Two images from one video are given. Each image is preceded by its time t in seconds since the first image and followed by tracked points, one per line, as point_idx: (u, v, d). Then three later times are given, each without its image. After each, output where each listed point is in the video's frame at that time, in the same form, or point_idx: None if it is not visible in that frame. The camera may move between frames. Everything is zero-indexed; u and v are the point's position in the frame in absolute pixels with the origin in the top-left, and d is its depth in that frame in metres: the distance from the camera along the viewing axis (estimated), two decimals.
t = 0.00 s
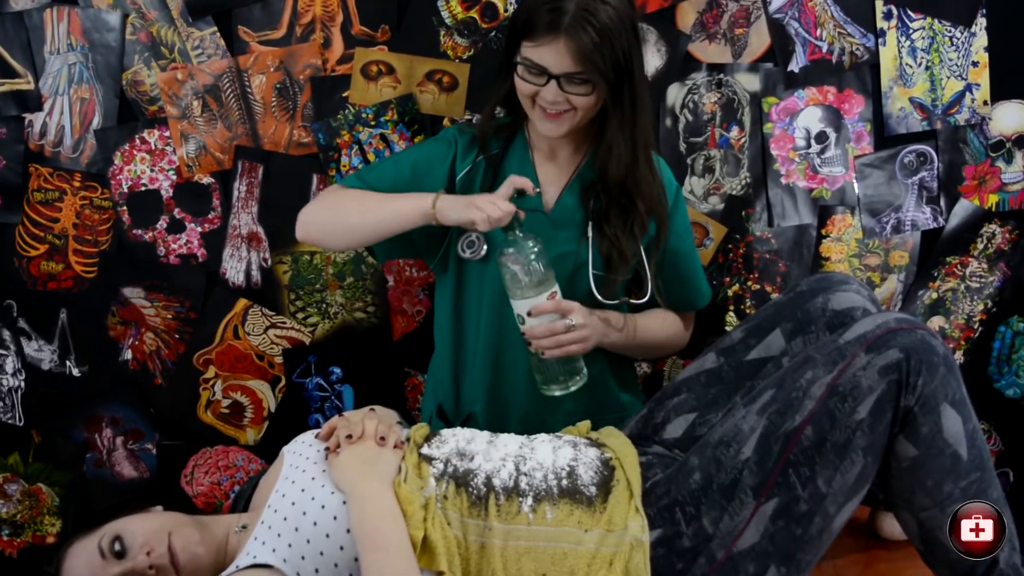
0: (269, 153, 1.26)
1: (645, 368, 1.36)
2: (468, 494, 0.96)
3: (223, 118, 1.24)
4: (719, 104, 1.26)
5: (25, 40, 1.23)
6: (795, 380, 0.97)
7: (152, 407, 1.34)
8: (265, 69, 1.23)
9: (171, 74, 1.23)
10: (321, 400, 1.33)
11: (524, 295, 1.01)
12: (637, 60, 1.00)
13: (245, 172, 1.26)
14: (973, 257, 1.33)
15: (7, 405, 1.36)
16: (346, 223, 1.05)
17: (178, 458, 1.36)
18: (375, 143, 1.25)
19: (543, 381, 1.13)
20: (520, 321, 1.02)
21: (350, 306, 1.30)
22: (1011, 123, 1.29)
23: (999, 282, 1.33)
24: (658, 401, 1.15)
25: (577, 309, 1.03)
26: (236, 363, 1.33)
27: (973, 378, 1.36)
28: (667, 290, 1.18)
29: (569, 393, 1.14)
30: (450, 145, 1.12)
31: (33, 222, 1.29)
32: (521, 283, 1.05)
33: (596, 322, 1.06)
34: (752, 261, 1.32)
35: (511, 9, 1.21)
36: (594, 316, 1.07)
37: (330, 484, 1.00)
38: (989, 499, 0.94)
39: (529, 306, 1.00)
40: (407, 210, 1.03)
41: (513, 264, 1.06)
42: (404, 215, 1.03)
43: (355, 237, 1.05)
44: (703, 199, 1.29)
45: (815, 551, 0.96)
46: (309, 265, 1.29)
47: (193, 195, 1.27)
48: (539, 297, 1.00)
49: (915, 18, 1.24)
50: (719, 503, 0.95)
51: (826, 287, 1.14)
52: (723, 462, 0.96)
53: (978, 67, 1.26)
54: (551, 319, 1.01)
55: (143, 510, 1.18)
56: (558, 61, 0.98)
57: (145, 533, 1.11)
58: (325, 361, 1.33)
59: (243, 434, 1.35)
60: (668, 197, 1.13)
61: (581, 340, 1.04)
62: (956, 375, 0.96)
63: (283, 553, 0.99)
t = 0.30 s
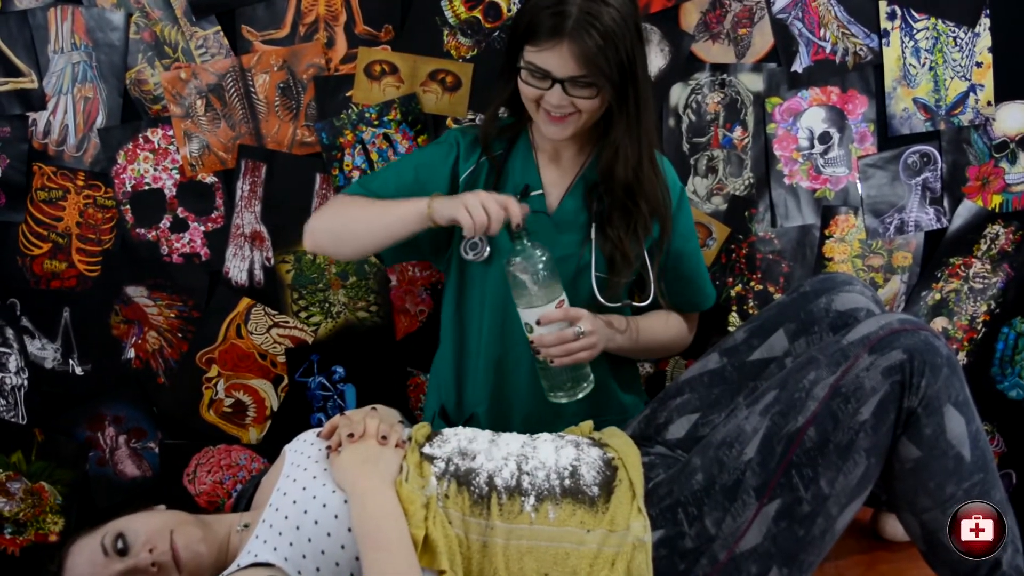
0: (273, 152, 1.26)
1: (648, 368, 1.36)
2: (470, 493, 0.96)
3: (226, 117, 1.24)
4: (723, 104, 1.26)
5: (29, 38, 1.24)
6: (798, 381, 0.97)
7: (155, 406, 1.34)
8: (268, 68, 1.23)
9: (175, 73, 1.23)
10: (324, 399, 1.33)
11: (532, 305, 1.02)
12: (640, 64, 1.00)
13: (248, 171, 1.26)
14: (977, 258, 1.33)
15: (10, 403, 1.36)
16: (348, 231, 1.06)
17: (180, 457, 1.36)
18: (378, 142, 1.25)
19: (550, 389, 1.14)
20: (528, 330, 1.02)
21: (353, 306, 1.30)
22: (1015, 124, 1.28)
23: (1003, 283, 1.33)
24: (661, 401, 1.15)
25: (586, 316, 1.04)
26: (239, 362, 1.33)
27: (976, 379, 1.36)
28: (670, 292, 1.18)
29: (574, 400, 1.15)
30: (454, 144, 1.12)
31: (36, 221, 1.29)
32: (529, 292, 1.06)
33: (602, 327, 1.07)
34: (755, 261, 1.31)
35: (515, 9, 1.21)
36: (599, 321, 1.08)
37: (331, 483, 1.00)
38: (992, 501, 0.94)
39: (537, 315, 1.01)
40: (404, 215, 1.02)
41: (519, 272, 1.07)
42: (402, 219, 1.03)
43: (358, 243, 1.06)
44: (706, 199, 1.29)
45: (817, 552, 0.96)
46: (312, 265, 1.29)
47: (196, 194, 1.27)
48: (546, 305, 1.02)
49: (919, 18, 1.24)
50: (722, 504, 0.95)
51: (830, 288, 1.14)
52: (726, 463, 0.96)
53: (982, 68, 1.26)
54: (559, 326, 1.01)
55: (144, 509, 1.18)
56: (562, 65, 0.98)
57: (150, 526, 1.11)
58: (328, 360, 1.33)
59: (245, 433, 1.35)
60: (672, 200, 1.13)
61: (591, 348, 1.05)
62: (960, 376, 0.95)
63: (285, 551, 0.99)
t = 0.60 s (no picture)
0: (274, 153, 1.26)
1: (648, 369, 1.36)
2: (470, 491, 0.97)
3: (227, 117, 1.24)
4: (723, 104, 1.26)
5: (30, 39, 1.24)
6: (798, 383, 0.97)
7: (155, 405, 1.34)
8: (269, 68, 1.23)
9: (175, 73, 1.23)
10: (325, 399, 1.34)
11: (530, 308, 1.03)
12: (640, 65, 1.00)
13: (249, 171, 1.27)
14: (978, 258, 1.33)
15: (11, 403, 1.36)
16: (361, 250, 1.06)
17: (181, 457, 1.36)
18: (379, 143, 1.25)
19: (549, 393, 1.14)
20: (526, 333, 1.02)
21: (353, 306, 1.30)
22: (1016, 125, 1.28)
23: (1004, 284, 1.33)
24: (662, 402, 1.15)
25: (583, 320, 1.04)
26: (239, 362, 1.33)
27: (977, 380, 1.36)
28: (671, 294, 1.18)
29: (574, 404, 1.15)
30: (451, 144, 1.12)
31: (37, 221, 1.29)
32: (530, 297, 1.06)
33: (599, 330, 1.08)
34: (755, 262, 1.31)
35: (516, 9, 1.21)
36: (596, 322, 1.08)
37: (330, 482, 1.00)
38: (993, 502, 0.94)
39: (536, 319, 1.01)
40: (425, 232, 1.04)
41: (518, 276, 1.08)
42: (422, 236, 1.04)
43: (375, 261, 1.06)
44: (707, 199, 1.29)
45: (817, 554, 0.96)
46: (312, 265, 1.29)
47: (197, 195, 1.27)
48: (545, 308, 1.01)
49: (921, 19, 1.24)
50: (721, 505, 0.95)
51: (833, 289, 1.14)
52: (725, 464, 0.96)
53: (983, 68, 1.26)
54: (558, 330, 1.01)
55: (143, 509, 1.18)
56: (562, 66, 0.98)
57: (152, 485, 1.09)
58: (329, 360, 1.33)
59: (246, 433, 1.36)
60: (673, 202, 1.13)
61: (587, 349, 1.04)
62: (961, 378, 0.95)
63: (284, 551, 0.99)
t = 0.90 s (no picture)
0: (275, 153, 1.26)
1: (651, 368, 1.36)
2: (472, 489, 0.97)
3: (229, 117, 1.25)
4: (726, 103, 1.26)
5: (31, 40, 1.24)
6: (801, 386, 0.97)
7: (159, 405, 1.35)
8: (270, 69, 1.23)
9: (177, 74, 1.23)
10: (327, 399, 1.33)
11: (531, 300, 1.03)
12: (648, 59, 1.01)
13: (251, 171, 1.26)
14: (982, 258, 1.32)
15: (15, 403, 1.36)
16: (394, 279, 0.99)
17: (184, 456, 1.36)
18: (381, 143, 1.25)
19: (543, 388, 1.15)
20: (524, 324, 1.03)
21: (356, 306, 1.30)
22: (1020, 124, 1.27)
23: (1008, 283, 1.32)
24: (666, 402, 1.16)
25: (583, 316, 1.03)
26: (242, 362, 1.33)
27: (980, 380, 1.36)
28: (673, 294, 1.18)
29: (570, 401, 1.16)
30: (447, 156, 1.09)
31: (39, 222, 1.30)
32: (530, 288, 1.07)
33: (601, 329, 1.07)
34: (758, 261, 1.31)
35: (518, 9, 1.21)
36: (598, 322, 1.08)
37: (332, 479, 1.00)
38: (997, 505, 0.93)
39: (534, 310, 1.01)
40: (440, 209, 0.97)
41: (522, 266, 1.08)
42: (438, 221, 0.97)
43: (409, 276, 0.98)
44: (710, 198, 1.29)
45: (819, 556, 0.96)
46: (314, 265, 1.29)
47: (199, 195, 1.27)
48: (545, 301, 1.02)
49: (923, 17, 1.24)
50: (723, 508, 0.95)
51: (838, 289, 1.14)
52: (728, 466, 0.95)
53: (987, 67, 1.26)
54: (557, 324, 1.01)
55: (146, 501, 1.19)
56: (572, 60, 0.98)
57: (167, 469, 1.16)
58: (331, 360, 1.33)
59: (249, 433, 1.36)
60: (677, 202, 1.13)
61: (586, 347, 1.04)
62: (965, 380, 0.95)
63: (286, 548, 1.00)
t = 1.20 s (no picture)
0: (280, 117, 1.25)
1: (657, 334, 1.36)
2: (478, 456, 0.95)
3: (233, 81, 1.24)
4: (734, 67, 1.25)
5: (34, 2, 1.23)
6: (809, 353, 0.96)
7: (165, 370, 1.35)
8: (275, 32, 1.22)
9: (181, 38, 1.22)
10: (334, 363, 1.34)
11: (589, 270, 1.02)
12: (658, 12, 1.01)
13: (256, 136, 1.26)
14: (990, 223, 1.31)
15: (21, 368, 1.36)
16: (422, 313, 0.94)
17: (191, 421, 1.36)
18: (386, 106, 1.24)
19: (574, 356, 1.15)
20: (573, 297, 1.01)
21: (362, 271, 1.30)
22: None
23: (1015, 249, 1.32)
24: (673, 366, 1.16)
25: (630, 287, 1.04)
26: (249, 327, 1.33)
27: (987, 346, 1.35)
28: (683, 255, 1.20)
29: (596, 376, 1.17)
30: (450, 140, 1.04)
31: (44, 186, 1.29)
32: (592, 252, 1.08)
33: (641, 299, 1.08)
34: (765, 227, 1.31)
35: None
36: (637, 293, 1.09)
37: (340, 446, 1.01)
38: (1003, 472, 0.93)
39: (591, 281, 1.00)
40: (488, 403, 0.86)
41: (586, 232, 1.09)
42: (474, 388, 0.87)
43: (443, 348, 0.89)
44: (717, 163, 1.29)
45: (825, 525, 0.97)
46: (320, 229, 1.29)
47: (204, 160, 1.27)
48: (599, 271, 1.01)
49: None
50: (730, 476, 0.94)
51: (845, 254, 1.13)
52: (734, 433, 0.95)
53: (998, 31, 1.24)
54: (610, 296, 1.02)
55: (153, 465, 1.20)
56: (586, 11, 0.96)
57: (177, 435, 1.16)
58: (338, 326, 1.33)
59: (256, 398, 1.36)
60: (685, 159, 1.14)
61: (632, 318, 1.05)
62: (974, 347, 0.95)
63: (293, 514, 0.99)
